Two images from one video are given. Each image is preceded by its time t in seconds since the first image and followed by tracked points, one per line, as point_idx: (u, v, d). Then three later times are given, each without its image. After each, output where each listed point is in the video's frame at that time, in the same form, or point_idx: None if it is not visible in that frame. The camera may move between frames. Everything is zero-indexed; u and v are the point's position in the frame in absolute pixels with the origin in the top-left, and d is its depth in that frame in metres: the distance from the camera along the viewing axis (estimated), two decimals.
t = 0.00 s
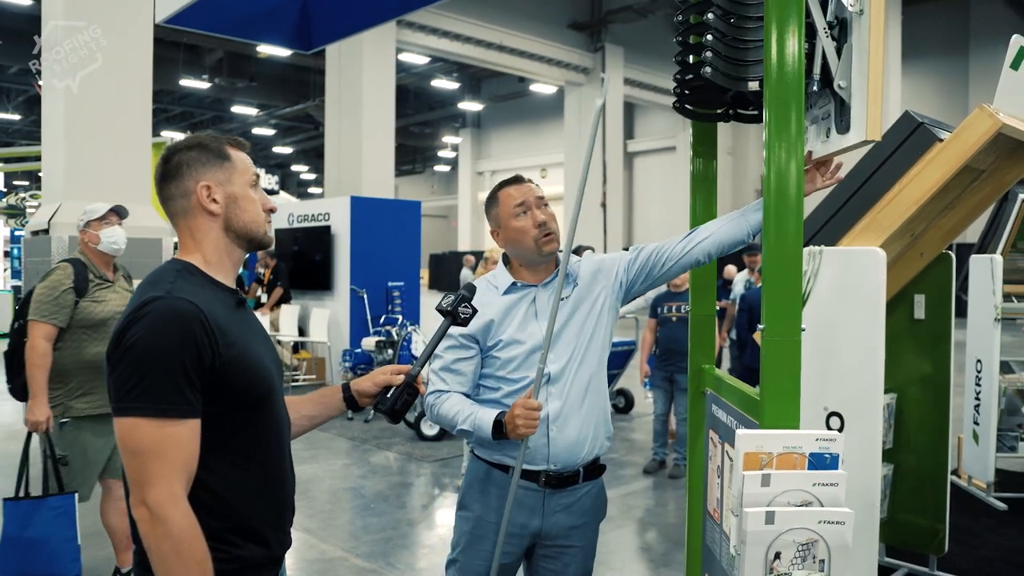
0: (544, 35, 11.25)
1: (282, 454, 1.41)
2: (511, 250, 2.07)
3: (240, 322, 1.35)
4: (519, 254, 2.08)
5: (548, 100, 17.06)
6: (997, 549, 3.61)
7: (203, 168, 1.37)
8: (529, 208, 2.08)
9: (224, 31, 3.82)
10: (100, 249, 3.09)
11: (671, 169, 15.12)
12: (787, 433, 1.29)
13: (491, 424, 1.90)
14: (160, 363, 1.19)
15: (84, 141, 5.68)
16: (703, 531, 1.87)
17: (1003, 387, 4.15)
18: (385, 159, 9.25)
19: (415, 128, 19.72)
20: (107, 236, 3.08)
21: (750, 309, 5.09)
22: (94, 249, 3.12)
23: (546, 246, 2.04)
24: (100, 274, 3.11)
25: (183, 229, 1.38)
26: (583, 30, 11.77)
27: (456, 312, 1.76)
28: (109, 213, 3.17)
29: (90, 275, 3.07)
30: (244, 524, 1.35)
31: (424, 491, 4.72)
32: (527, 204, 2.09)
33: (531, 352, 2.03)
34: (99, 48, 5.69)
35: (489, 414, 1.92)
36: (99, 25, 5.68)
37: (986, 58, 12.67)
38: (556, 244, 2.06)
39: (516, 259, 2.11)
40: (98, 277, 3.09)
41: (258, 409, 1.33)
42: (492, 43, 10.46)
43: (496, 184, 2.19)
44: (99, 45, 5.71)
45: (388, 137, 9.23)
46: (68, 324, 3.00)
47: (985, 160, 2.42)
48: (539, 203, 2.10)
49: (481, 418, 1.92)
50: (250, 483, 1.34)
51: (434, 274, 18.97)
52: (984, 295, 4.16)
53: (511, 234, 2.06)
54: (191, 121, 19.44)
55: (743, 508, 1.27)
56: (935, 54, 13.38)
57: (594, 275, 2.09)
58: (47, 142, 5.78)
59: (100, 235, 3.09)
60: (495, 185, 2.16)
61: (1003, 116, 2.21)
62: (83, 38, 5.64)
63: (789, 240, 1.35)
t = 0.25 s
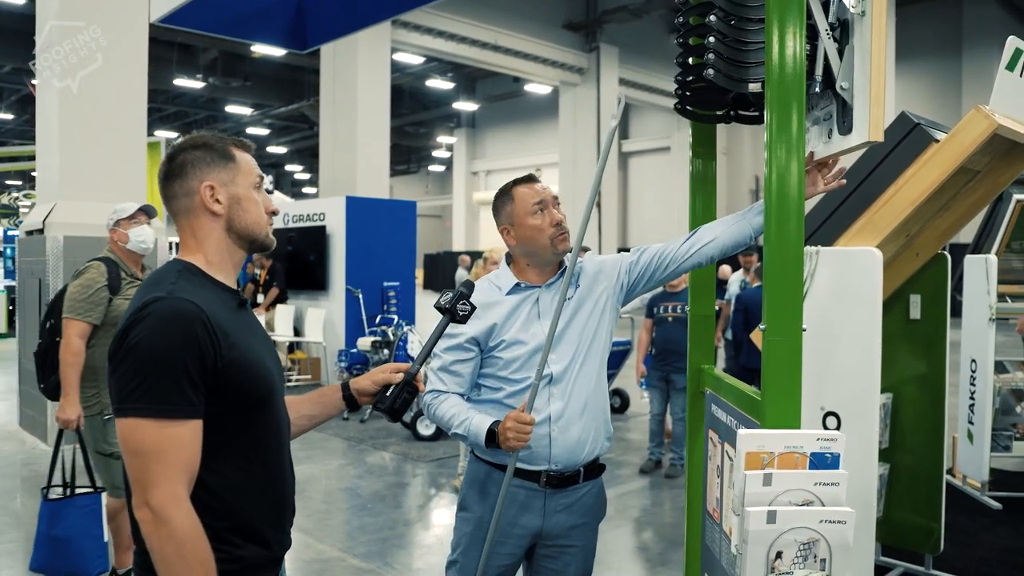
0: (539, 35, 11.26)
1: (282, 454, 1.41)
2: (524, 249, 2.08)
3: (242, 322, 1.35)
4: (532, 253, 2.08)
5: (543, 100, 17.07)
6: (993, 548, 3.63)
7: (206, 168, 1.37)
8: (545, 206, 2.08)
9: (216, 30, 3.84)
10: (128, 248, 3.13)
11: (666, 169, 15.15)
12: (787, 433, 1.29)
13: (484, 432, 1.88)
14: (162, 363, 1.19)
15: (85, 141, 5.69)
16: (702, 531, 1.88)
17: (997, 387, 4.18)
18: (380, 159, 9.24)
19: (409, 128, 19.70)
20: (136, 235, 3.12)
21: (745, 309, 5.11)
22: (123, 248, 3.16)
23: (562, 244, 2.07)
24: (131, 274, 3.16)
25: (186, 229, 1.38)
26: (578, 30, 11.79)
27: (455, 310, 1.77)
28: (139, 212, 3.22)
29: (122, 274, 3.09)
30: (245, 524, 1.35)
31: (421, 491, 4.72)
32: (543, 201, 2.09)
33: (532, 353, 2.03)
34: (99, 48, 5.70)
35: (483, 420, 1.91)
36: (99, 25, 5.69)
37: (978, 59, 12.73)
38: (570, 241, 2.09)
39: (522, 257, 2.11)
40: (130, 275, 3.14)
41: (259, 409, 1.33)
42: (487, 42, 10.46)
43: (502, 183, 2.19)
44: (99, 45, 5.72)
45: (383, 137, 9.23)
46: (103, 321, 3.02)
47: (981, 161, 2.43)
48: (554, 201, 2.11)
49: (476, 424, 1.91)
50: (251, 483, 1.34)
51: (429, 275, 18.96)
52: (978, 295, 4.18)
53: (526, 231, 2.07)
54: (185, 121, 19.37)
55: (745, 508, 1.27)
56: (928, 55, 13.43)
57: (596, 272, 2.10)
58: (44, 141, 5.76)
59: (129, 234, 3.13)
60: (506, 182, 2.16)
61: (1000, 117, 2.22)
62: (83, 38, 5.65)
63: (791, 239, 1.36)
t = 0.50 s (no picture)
0: (535, 35, 11.27)
1: (285, 455, 1.41)
2: (511, 252, 2.09)
3: (245, 324, 1.35)
4: (517, 254, 2.09)
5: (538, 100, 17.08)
6: (988, 547, 3.65)
7: (212, 169, 1.38)
8: (532, 209, 2.10)
9: (213, 30, 3.88)
10: (155, 250, 3.18)
11: (661, 169, 15.17)
12: (788, 433, 1.30)
13: (480, 439, 1.89)
14: (166, 366, 1.19)
15: (84, 140, 5.68)
16: (703, 530, 1.88)
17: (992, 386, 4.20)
18: (376, 159, 9.24)
19: (405, 128, 19.68)
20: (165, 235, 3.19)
21: (742, 309, 5.12)
22: (149, 249, 3.21)
23: (547, 249, 2.07)
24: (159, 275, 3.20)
25: (189, 228, 1.39)
26: (573, 30, 11.80)
27: (458, 310, 1.77)
28: (164, 213, 3.24)
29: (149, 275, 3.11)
30: (248, 526, 1.35)
31: (418, 491, 4.72)
32: (530, 205, 2.10)
33: (521, 355, 2.04)
34: (99, 48, 5.70)
35: (478, 427, 1.92)
36: (99, 25, 5.69)
37: (972, 60, 12.78)
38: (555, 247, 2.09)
39: (509, 259, 2.12)
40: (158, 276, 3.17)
41: (262, 411, 1.33)
42: (482, 42, 10.45)
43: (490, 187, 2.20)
44: (99, 45, 5.72)
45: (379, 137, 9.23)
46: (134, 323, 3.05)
47: (976, 163, 2.45)
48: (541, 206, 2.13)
49: (471, 431, 1.92)
50: (255, 484, 1.34)
51: (424, 275, 18.96)
52: (974, 295, 4.20)
53: (515, 234, 2.07)
54: (179, 121, 19.32)
55: (747, 507, 1.28)
56: (921, 55, 13.48)
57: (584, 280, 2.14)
58: (40, 141, 5.75)
59: (154, 236, 3.16)
60: (494, 185, 2.17)
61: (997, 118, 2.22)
62: (83, 38, 5.65)
63: (792, 241, 1.36)
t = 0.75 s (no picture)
0: (531, 35, 11.28)
1: (290, 455, 1.42)
2: (482, 253, 2.09)
3: (251, 324, 1.36)
4: (488, 255, 2.10)
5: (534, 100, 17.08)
6: (983, 546, 3.67)
7: (224, 170, 1.39)
8: (502, 209, 2.11)
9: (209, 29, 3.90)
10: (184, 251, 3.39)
11: (657, 169, 15.19)
12: (788, 432, 1.31)
13: (460, 444, 1.91)
14: (174, 367, 1.19)
15: (84, 141, 5.68)
16: (701, 529, 1.89)
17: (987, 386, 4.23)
18: (372, 159, 9.23)
19: (400, 128, 19.67)
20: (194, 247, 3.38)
21: (739, 309, 5.14)
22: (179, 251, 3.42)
23: (519, 249, 2.11)
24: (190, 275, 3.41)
25: (198, 228, 1.39)
26: (568, 31, 11.81)
27: (458, 310, 1.78)
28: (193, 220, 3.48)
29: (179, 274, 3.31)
30: (253, 526, 1.35)
31: (415, 491, 4.72)
32: (500, 205, 2.11)
33: (496, 352, 2.06)
34: (99, 48, 5.71)
35: (457, 434, 1.94)
36: (99, 25, 5.70)
37: (967, 61, 12.83)
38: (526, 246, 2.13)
39: (481, 260, 2.13)
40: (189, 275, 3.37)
41: (269, 412, 1.34)
42: (478, 42, 10.46)
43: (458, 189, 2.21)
44: (99, 45, 5.72)
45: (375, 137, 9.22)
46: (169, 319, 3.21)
47: (973, 163, 2.46)
48: (509, 204, 2.14)
49: (450, 437, 1.94)
50: (261, 485, 1.35)
51: (420, 275, 18.94)
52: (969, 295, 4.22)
53: (486, 235, 2.09)
54: (174, 121, 19.25)
55: (748, 506, 1.29)
56: (916, 56, 13.52)
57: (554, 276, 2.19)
58: (37, 141, 5.75)
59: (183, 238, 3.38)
60: (461, 187, 2.17)
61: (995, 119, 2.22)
62: (82, 38, 5.65)
63: (793, 241, 1.37)
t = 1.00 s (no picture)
0: (528, 36, 11.29)
1: (300, 453, 1.43)
2: (451, 253, 2.13)
3: (263, 323, 1.36)
4: (457, 257, 2.14)
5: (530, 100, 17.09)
6: (981, 544, 3.69)
7: (240, 169, 1.40)
8: (471, 212, 2.13)
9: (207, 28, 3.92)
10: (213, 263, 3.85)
11: (653, 169, 15.20)
12: (795, 430, 1.32)
13: (439, 450, 1.94)
14: (188, 364, 1.20)
15: (84, 141, 5.68)
16: (704, 526, 1.90)
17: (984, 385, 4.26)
18: (369, 159, 9.23)
19: (396, 128, 19.66)
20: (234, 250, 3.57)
21: (737, 309, 5.16)
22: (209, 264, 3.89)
23: (486, 251, 2.16)
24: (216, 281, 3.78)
25: (212, 226, 1.40)
26: (565, 31, 11.82)
27: (459, 307, 1.78)
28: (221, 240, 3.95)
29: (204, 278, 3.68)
30: (264, 525, 1.36)
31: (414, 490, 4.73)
32: (469, 207, 2.14)
33: (469, 352, 2.07)
34: (99, 48, 5.71)
35: (436, 439, 1.96)
36: (99, 25, 5.72)
37: (962, 61, 12.90)
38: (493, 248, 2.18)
39: (449, 260, 2.16)
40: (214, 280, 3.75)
41: (280, 410, 1.35)
42: (474, 42, 10.46)
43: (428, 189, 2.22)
44: (99, 45, 5.73)
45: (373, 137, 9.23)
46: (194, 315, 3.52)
47: (972, 163, 2.48)
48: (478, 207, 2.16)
49: (428, 442, 1.96)
50: (272, 482, 1.36)
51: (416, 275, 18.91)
52: (967, 295, 4.25)
53: (455, 236, 2.11)
54: (169, 120, 19.20)
55: (755, 503, 1.30)
56: (911, 56, 13.56)
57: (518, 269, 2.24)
58: (35, 141, 5.74)
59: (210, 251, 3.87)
60: (432, 188, 2.19)
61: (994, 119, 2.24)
62: (83, 38, 5.66)
63: (800, 240, 1.38)
